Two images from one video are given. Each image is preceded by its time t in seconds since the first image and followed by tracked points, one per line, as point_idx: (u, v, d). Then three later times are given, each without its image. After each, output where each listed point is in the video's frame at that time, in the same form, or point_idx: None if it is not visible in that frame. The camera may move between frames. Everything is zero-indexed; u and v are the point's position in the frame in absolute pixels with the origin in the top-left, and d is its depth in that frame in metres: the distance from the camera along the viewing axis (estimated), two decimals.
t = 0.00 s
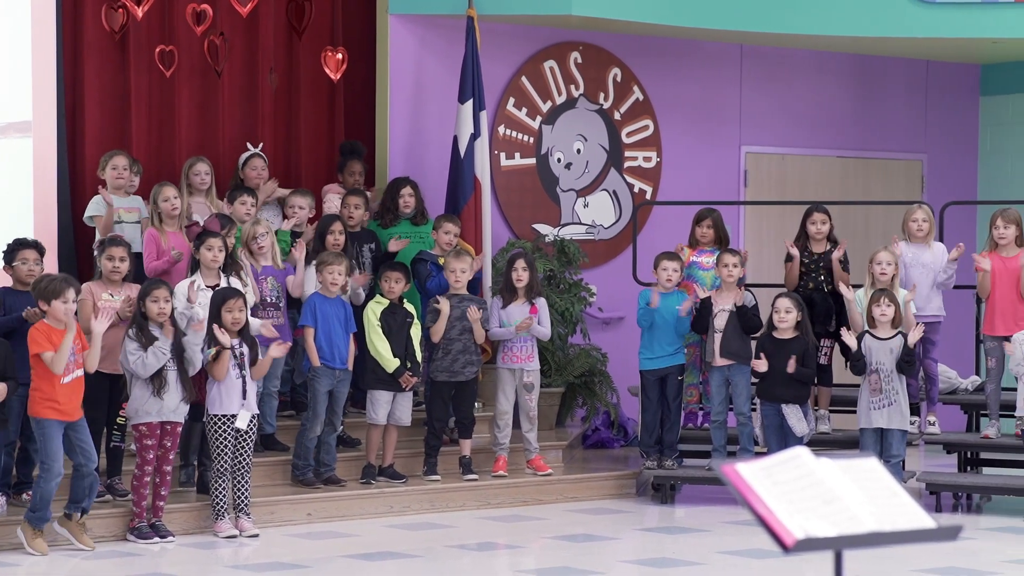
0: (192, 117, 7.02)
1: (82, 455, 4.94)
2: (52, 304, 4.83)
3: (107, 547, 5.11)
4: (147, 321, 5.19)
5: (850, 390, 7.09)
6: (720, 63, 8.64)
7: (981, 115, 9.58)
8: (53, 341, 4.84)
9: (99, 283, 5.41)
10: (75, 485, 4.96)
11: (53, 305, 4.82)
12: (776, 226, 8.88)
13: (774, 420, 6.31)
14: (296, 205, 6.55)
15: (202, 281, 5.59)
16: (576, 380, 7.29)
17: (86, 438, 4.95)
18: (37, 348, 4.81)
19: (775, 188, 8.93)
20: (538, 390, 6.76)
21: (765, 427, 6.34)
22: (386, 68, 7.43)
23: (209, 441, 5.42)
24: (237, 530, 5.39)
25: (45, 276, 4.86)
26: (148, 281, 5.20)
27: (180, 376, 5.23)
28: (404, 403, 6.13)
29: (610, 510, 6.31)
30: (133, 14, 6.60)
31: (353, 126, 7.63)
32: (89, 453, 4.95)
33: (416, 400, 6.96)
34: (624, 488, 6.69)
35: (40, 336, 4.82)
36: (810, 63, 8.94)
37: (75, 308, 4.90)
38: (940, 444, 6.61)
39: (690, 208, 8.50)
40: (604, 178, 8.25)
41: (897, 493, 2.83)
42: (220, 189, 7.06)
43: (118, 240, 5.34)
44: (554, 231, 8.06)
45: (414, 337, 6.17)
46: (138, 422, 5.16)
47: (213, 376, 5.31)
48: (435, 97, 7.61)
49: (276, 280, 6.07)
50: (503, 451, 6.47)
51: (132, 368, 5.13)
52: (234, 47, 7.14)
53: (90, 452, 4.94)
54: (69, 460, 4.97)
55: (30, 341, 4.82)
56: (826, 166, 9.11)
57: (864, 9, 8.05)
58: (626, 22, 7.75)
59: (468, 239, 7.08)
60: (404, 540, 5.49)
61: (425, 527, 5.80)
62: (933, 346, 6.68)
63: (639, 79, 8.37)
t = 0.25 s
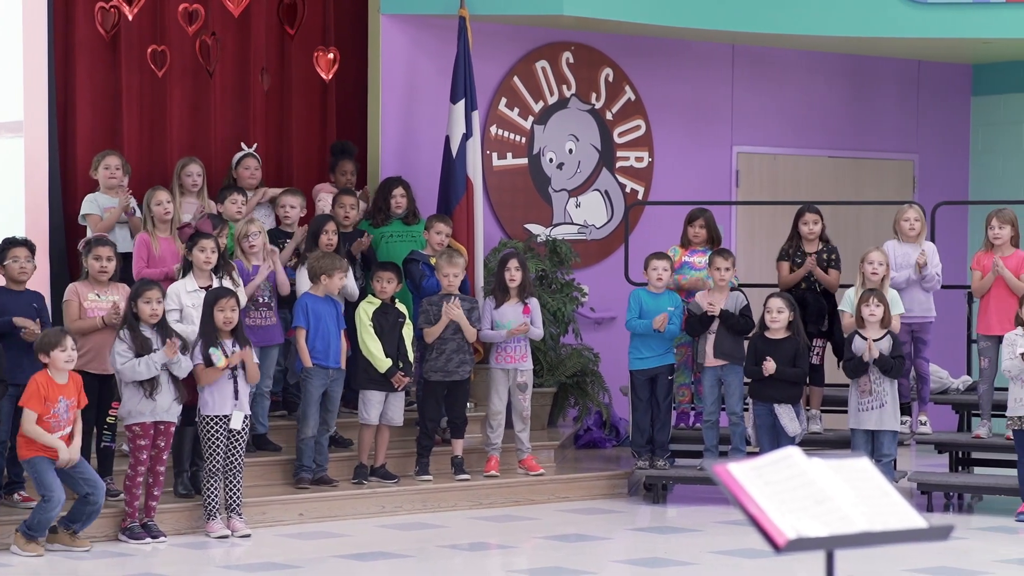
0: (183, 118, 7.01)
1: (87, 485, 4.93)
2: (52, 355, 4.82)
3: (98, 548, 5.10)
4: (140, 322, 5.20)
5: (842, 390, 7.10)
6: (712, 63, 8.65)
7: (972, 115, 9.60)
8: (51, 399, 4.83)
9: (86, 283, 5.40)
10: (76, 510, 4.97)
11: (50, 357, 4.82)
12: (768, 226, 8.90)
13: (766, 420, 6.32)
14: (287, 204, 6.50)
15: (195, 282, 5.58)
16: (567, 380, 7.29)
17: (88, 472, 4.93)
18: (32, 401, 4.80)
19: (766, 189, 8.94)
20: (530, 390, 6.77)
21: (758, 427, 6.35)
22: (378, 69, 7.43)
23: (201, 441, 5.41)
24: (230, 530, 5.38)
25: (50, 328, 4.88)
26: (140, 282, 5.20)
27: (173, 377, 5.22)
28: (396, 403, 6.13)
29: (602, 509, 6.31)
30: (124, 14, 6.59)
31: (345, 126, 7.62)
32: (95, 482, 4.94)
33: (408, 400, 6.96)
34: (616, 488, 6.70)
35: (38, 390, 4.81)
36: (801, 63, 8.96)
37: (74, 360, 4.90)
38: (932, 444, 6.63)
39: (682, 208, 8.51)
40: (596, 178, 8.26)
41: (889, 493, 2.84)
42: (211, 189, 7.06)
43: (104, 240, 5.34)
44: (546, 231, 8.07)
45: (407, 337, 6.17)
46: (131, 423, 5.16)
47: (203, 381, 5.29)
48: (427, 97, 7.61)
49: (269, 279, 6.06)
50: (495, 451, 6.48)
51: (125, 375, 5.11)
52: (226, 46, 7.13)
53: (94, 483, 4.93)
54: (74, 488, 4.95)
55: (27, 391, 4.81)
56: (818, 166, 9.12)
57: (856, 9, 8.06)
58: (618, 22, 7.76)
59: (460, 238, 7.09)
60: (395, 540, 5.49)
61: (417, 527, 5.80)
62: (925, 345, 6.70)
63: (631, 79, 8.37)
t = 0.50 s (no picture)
0: (174, 119, 7.00)
1: (66, 460, 4.92)
2: (41, 303, 4.86)
3: (89, 548, 5.10)
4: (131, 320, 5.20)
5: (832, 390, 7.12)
6: (703, 63, 8.66)
7: (961, 115, 9.63)
8: (43, 343, 4.86)
9: (72, 283, 5.39)
10: (61, 491, 4.95)
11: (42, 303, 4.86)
12: (759, 225, 8.91)
13: (758, 419, 6.33)
14: (277, 204, 6.50)
15: (188, 280, 5.58)
16: (559, 379, 7.30)
17: (70, 442, 4.94)
18: (24, 347, 4.81)
19: (757, 188, 8.96)
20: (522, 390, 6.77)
21: (749, 426, 6.35)
22: (369, 69, 7.43)
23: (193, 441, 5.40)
24: (221, 531, 5.38)
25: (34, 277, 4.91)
26: (132, 281, 5.20)
27: (163, 378, 5.21)
28: (388, 403, 6.14)
29: (594, 509, 6.32)
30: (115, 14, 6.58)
31: (336, 126, 7.62)
32: (73, 458, 4.93)
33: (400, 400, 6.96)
34: (607, 488, 6.71)
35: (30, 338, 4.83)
36: (792, 63, 8.97)
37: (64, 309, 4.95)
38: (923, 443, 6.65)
39: (673, 207, 8.53)
40: (587, 178, 8.27)
41: (879, 492, 2.85)
42: (202, 189, 7.05)
43: (90, 240, 5.33)
44: (537, 231, 8.07)
45: (398, 337, 6.18)
46: (120, 423, 5.14)
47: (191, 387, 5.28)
48: (418, 97, 7.61)
49: (260, 278, 6.06)
50: (487, 451, 6.48)
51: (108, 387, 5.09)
52: (216, 46, 7.13)
53: (72, 458, 4.92)
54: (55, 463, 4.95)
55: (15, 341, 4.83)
56: (808, 166, 9.14)
57: (846, 9, 8.08)
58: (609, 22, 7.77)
59: (452, 238, 7.10)
60: (387, 540, 5.49)
61: (408, 527, 5.80)
62: (915, 345, 6.71)
63: (622, 79, 8.38)
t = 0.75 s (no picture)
0: (164, 119, 6.99)
1: (58, 474, 4.88)
2: (35, 323, 4.83)
3: (78, 548, 5.08)
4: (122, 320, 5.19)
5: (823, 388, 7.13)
6: (694, 62, 8.67)
7: (952, 114, 9.65)
8: (35, 363, 4.82)
9: (60, 283, 5.37)
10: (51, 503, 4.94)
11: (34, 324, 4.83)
12: (749, 224, 8.92)
13: (749, 418, 6.33)
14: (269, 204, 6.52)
15: (177, 279, 5.58)
16: (550, 378, 7.30)
17: (60, 457, 4.89)
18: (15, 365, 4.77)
19: (748, 187, 8.97)
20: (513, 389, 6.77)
21: (740, 424, 6.36)
22: (360, 69, 7.43)
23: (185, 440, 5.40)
24: (211, 529, 5.38)
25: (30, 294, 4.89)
26: (124, 279, 5.20)
27: (153, 376, 5.21)
28: (378, 402, 6.13)
29: (584, 508, 6.32)
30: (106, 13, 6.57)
31: (327, 124, 7.61)
32: (65, 473, 4.89)
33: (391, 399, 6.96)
34: (598, 487, 6.71)
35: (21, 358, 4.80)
36: (783, 62, 8.98)
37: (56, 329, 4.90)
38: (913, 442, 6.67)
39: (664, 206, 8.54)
40: (578, 177, 8.27)
41: (868, 490, 2.85)
42: (193, 188, 7.04)
43: (79, 239, 5.33)
44: (528, 230, 8.08)
45: (388, 336, 6.17)
46: (107, 423, 5.13)
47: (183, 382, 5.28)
48: (409, 96, 7.60)
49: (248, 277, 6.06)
50: (478, 450, 6.48)
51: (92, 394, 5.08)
52: (207, 45, 7.11)
53: (64, 473, 4.88)
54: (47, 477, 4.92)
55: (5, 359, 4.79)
56: (799, 165, 9.16)
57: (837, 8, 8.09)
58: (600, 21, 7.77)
59: (443, 237, 7.10)
60: (378, 539, 5.49)
61: (399, 526, 5.80)
62: (906, 344, 6.71)
63: (613, 78, 8.39)
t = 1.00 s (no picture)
0: (153, 118, 6.98)
1: (51, 478, 4.88)
2: (25, 337, 4.84)
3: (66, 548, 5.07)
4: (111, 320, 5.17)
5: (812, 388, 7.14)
6: (684, 62, 8.68)
7: (941, 114, 9.67)
8: (23, 378, 4.84)
9: (50, 283, 5.37)
10: (43, 505, 4.93)
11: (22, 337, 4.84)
12: (739, 224, 8.93)
13: (738, 417, 6.34)
14: (259, 204, 6.48)
15: (166, 280, 5.56)
16: (540, 377, 7.30)
17: (53, 463, 4.88)
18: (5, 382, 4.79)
19: (738, 187, 8.98)
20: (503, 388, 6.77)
21: (729, 424, 6.36)
22: (350, 69, 7.42)
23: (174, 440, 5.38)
24: (201, 529, 5.36)
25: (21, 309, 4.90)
26: (113, 280, 5.18)
27: (142, 376, 5.18)
28: (367, 401, 6.12)
29: (574, 507, 6.32)
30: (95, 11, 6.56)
31: (317, 123, 7.60)
32: (59, 477, 4.89)
33: (380, 398, 6.95)
34: (588, 486, 6.71)
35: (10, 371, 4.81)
36: (772, 62, 8.99)
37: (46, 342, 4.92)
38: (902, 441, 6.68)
39: (653, 206, 8.54)
40: (568, 176, 8.27)
41: (856, 490, 2.86)
42: (182, 187, 7.03)
43: (70, 240, 5.33)
44: (518, 229, 8.08)
45: (377, 336, 6.17)
46: (99, 422, 5.13)
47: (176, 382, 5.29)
48: (399, 96, 7.60)
49: (236, 277, 6.06)
50: (468, 449, 6.48)
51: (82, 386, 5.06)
52: (196, 44, 7.10)
53: (58, 477, 4.88)
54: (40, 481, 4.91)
55: None
56: (788, 165, 9.17)
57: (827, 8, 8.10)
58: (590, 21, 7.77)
59: (433, 236, 7.10)
60: (368, 538, 5.49)
61: (389, 526, 5.80)
62: (897, 343, 6.71)
63: (603, 78, 8.39)
